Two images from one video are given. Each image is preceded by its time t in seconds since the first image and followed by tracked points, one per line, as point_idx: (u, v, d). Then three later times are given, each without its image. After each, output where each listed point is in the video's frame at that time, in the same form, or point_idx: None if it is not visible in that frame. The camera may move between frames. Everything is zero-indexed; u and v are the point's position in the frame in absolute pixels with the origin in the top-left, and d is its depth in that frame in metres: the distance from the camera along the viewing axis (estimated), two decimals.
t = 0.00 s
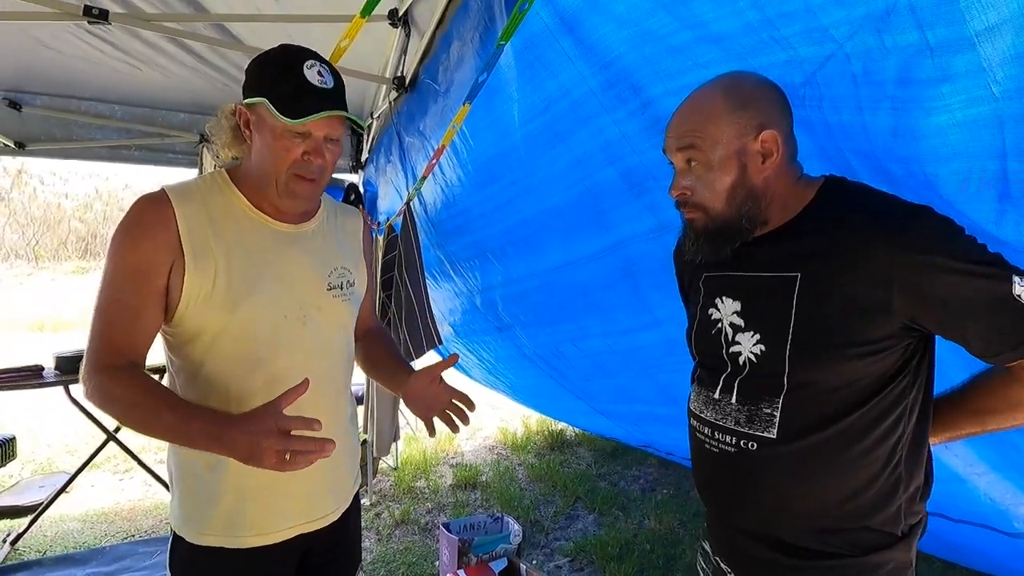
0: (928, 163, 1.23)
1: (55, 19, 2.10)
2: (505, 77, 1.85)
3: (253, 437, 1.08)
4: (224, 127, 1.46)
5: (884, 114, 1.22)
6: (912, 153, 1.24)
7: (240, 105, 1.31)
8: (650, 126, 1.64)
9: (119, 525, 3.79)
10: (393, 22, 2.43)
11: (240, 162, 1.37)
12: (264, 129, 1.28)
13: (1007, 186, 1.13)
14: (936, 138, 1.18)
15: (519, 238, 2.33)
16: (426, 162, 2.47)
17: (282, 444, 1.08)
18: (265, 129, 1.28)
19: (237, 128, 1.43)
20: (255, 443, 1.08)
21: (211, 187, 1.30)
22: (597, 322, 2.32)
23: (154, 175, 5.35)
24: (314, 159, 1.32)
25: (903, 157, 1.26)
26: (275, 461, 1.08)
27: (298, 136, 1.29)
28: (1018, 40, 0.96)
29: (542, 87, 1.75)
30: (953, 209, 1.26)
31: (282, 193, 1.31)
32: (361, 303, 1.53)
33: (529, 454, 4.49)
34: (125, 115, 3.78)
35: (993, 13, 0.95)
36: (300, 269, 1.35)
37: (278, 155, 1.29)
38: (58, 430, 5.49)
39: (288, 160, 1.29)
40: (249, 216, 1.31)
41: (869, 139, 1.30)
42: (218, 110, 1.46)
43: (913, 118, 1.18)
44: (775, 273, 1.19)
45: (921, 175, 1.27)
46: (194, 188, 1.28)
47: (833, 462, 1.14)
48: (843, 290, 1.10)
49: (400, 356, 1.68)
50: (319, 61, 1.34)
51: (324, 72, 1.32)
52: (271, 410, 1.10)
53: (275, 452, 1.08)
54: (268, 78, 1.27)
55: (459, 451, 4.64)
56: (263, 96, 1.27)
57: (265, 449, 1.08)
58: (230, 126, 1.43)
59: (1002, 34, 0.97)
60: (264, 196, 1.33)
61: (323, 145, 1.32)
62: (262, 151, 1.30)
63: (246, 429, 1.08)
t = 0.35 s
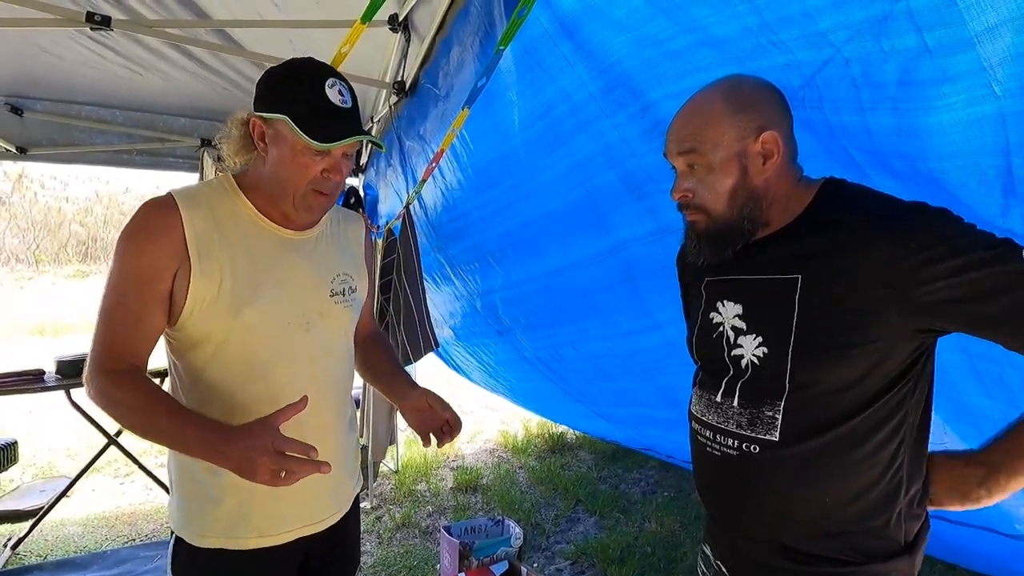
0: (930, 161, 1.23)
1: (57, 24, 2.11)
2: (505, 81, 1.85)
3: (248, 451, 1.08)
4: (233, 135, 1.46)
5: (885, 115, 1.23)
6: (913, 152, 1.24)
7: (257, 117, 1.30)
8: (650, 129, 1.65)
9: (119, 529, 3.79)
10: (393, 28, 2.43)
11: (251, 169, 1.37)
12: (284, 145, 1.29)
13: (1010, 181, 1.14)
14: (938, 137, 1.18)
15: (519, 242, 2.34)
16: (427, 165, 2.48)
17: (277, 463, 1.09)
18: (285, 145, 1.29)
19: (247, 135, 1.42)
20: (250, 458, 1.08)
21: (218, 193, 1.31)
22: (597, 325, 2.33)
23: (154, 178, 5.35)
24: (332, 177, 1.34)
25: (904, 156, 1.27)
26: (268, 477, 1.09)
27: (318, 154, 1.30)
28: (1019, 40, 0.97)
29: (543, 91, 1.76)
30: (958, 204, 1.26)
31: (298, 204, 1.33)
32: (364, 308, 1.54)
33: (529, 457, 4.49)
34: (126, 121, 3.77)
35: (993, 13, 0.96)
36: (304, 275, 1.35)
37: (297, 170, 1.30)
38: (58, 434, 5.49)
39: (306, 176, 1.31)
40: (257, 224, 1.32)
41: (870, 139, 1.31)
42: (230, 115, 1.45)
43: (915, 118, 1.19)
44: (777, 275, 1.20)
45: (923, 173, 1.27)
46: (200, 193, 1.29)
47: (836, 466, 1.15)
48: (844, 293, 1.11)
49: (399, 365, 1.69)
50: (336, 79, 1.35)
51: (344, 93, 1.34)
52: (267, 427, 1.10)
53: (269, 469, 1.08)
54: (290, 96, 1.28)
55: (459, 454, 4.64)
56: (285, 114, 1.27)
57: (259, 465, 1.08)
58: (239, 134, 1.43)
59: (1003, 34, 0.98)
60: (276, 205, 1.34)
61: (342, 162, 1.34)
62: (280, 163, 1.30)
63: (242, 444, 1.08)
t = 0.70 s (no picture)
0: (927, 163, 1.23)
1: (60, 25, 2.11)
2: (507, 79, 1.85)
3: (254, 460, 1.09)
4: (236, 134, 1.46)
5: (885, 114, 1.23)
6: (909, 153, 1.25)
7: (262, 116, 1.31)
8: (650, 129, 1.66)
9: (122, 528, 3.80)
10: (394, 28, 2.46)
11: (254, 167, 1.37)
12: (286, 145, 1.29)
13: (1002, 187, 1.14)
14: (938, 137, 1.19)
15: (521, 241, 2.35)
16: (428, 165, 2.48)
17: (282, 472, 1.09)
18: (288, 146, 1.29)
19: (250, 136, 1.43)
20: (254, 467, 1.09)
21: (222, 192, 1.31)
22: (599, 324, 2.33)
23: (156, 178, 5.36)
24: (336, 178, 1.34)
25: (899, 158, 1.27)
26: (270, 486, 1.10)
27: (321, 155, 1.30)
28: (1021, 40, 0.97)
29: (545, 90, 1.76)
30: (947, 209, 1.27)
31: (299, 204, 1.34)
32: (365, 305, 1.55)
33: (531, 456, 4.49)
34: (128, 121, 3.76)
35: (997, 9, 0.96)
36: (307, 274, 1.36)
37: (300, 171, 1.31)
38: (60, 434, 5.49)
39: (308, 176, 1.31)
40: (261, 222, 1.32)
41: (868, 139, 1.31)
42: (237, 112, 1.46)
43: (914, 117, 1.19)
44: (774, 275, 1.20)
45: (918, 176, 1.28)
46: (206, 193, 1.29)
47: (835, 469, 1.14)
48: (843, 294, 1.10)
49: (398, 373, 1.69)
50: (342, 83, 1.36)
51: (349, 96, 1.35)
52: (273, 437, 1.12)
53: (272, 479, 1.09)
54: (294, 96, 1.28)
55: (461, 454, 4.64)
56: (289, 115, 1.28)
57: (263, 473, 1.09)
58: (242, 133, 1.43)
59: (1005, 34, 0.98)
60: (277, 204, 1.35)
61: (345, 164, 1.34)
62: (282, 164, 1.31)
63: (247, 452, 1.09)
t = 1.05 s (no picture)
0: (929, 164, 1.23)
1: (65, 25, 2.12)
2: (509, 78, 1.86)
3: (303, 443, 1.05)
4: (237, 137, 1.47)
5: (885, 118, 1.23)
6: (911, 155, 1.25)
7: (262, 115, 1.31)
8: (653, 128, 1.66)
9: (125, 526, 3.81)
10: (398, 28, 2.47)
11: (255, 169, 1.37)
12: (286, 143, 1.30)
13: (1008, 186, 1.13)
14: (940, 139, 1.18)
15: (524, 241, 2.35)
16: (431, 164, 2.48)
17: (330, 453, 1.06)
18: (288, 143, 1.30)
19: (251, 135, 1.43)
20: (302, 449, 1.05)
21: (225, 193, 1.31)
22: (602, 323, 2.33)
23: (159, 177, 5.37)
24: (336, 176, 1.35)
25: (902, 160, 1.27)
26: (317, 472, 1.05)
27: (321, 155, 1.31)
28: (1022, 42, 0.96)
29: (547, 90, 1.77)
30: (953, 211, 1.27)
31: (300, 204, 1.35)
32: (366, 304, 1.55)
33: (533, 455, 4.50)
34: (132, 120, 3.78)
35: (995, 13, 0.96)
36: (312, 274, 1.37)
37: (302, 170, 1.31)
38: (64, 432, 5.52)
39: (308, 177, 1.32)
40: (265, 224, 1.32)
41: (868, 142, 1.31)
42: (235, 116, 1.47)
43: (914, 121, 1.19)
44: (778, 273, 1.20)
45: (921, 178, 1.27)
46: (209, 194, 1.28)
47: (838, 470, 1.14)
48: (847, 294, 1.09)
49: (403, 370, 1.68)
50: (342, 81, 1.36)
51: (348, 93, 1.35)
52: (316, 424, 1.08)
53: (320, 460, 1.05)
54: (289, 96, 1.29)
55: (463, 453, 4.65)
56: (289, 113, 1.28)
57: (312, 458, 1.05)
58: (240, 141, 1.44)
59: (1005, 36, 0.97)
60: (278, 204, 1.35)
61: (345, 163, 1.35)
62: (283, 164, 1.31)
63: (295, 436, 1.06)
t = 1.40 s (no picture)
0: (921, 179, 1.23)
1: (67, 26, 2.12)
2: (510, 80, 1.86)
3: (366, 463, 1.02)
4: (236, 136, 1.48)
5: (873, 135, 1.23)
6: (902, 170, 1.24)
7: (256, 114, 1.34)
8: (651, 131, 1.66)
9: (126, 526, 3.81)
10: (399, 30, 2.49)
11: (255, 167, 1.38)
12: (274, 131, 1.30)
13: (1002, 202, 1.12)
14: (928, 156, 1.18)
15: (526, 243, 2.35)
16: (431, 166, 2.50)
17: (392, 473, 1.02)
18: (275, 131, 1.30)
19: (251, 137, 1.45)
20: (365, 471, 1.01)
21: (231, 193, 1.31)
22: (604, 326, 2.33)
23: (160, 178, 5.38)
24: (322, 160, 1.31)
25: (894, 174, 1.27)
26: (381, 491, 1.02)
27: (306, 136, 1.30)
28: (1009, 57, 0.96)
29: (547, 92, 1.77)
30: (947, 223, 1.26)
31: (293, 196, 1.32)
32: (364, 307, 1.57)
33: (533, 456, 4.50)
34: (133, 121, 3.79)
35: (982, 29, 0.95)
36: (316, 278, 1.38)
37: (287, 156, 1.30)
38: (65, 433, 5.52)
39: (295, 163, 1.30)
40: (268, 227, 1.32)
41: (859, 155, 1.31)
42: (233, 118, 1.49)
43: (901, 138, 1.19)
44: (766, 280, 1.20)
45: (914, 192, 1.27)
46: (215, 197, 1.27)
47: (833, 474, 1.13)
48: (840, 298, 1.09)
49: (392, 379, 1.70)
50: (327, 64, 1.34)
51: (332, 75, 1.31)
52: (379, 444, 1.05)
53: (385, 480, 1.02)
54: (276, 83, 1.29)
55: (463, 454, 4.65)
56: (272, 101, 1.29)
57: (377, 477, 1.01)
58: (243, 136, 1.45)
59: (992, 51, 0.97)
60: (279, 201, 1.34)
61: (330, 145, 1.32)
62: (273, 155, 1.31)
63: (357, 456, 1.03)
